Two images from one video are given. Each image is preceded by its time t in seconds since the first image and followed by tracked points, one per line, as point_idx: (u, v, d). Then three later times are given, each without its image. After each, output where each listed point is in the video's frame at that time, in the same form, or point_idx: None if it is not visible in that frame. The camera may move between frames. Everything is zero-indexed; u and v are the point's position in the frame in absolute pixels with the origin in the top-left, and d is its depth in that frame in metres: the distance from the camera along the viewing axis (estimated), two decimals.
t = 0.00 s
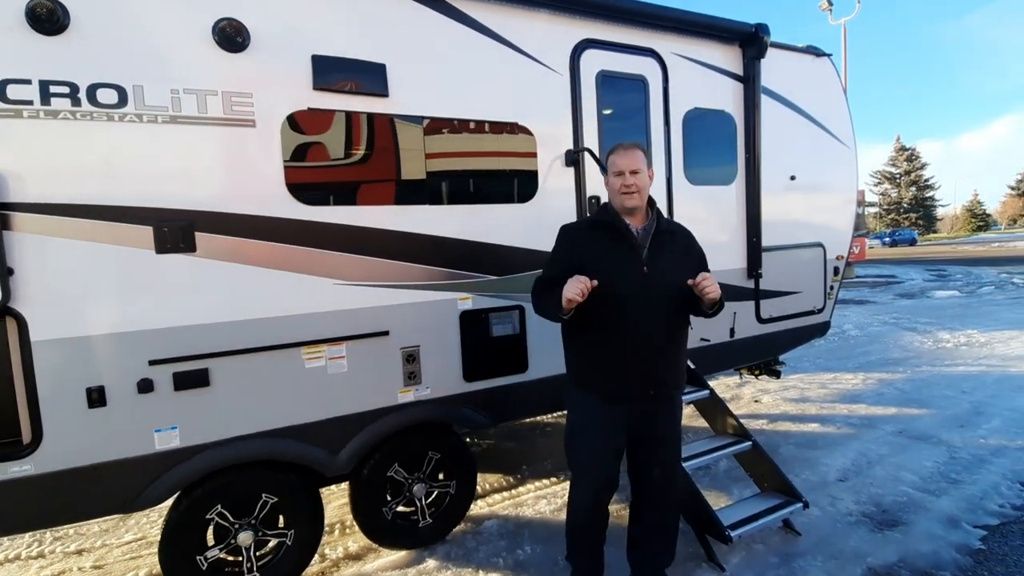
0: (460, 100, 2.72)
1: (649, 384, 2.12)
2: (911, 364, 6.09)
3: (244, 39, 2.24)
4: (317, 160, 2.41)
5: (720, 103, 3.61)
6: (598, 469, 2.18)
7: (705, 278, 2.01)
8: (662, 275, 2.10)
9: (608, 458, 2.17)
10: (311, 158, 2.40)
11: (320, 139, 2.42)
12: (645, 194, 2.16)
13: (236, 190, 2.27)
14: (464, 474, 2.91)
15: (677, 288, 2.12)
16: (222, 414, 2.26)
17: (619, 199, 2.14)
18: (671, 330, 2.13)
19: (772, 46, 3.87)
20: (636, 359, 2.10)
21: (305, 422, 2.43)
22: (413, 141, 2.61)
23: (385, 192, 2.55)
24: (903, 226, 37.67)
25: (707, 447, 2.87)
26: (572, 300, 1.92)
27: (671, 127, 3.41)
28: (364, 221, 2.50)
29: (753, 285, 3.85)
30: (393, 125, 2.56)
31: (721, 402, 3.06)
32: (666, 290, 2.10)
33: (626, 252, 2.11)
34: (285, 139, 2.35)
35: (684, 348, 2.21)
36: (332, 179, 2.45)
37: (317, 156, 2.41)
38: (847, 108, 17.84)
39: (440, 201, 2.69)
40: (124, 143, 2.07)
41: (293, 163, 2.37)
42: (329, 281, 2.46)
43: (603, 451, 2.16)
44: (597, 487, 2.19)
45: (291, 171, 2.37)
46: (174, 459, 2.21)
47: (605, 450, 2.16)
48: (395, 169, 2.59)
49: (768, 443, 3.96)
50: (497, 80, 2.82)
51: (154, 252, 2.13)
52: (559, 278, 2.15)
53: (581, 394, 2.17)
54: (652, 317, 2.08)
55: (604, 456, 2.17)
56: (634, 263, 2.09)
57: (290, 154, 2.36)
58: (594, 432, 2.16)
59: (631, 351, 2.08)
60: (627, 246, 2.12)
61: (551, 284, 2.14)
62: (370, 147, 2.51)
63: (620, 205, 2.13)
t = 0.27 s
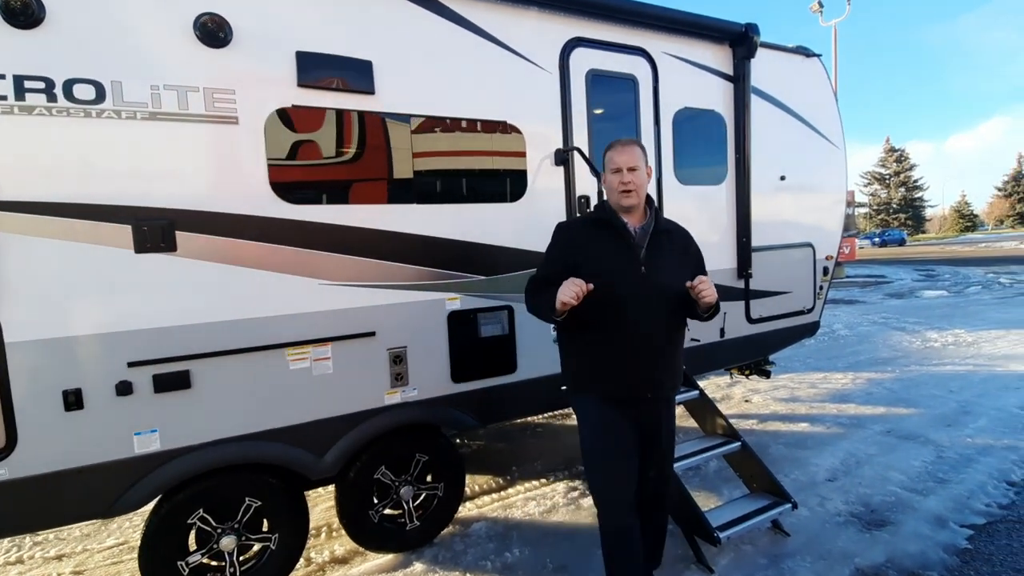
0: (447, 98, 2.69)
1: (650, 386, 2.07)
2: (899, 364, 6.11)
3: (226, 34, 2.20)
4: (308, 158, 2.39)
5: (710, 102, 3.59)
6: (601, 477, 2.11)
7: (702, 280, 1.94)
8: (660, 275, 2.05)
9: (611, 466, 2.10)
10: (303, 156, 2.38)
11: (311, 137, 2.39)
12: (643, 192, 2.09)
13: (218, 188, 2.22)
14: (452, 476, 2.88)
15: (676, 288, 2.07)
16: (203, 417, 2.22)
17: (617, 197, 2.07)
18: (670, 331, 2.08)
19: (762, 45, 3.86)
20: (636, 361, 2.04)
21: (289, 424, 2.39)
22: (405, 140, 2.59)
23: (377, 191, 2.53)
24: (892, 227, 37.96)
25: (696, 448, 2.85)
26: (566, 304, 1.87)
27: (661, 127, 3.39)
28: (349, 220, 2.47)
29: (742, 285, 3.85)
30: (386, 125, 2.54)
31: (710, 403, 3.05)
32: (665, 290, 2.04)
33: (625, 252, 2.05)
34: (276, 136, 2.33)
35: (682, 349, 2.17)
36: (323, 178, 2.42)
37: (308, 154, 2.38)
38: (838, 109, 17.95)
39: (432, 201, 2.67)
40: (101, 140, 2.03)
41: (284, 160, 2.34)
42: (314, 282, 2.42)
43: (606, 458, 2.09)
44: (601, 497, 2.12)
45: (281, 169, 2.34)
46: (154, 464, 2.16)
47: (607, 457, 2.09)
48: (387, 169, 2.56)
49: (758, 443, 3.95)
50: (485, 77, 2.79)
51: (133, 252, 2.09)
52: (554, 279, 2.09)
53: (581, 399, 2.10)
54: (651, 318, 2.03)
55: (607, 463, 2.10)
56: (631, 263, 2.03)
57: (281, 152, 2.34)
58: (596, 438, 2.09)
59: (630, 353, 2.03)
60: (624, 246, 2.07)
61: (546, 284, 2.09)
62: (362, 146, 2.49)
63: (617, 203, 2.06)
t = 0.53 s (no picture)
0: (429, 98, 2.67)
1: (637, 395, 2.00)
2: (886, 364, 6.15)
3: (203, 32, 2.18)
4: (301, 158, 2.40)
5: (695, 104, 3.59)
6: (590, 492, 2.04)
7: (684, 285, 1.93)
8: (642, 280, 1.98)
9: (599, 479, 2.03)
10: (295, 156, 2.38)
11: (304, 137, 2.40)
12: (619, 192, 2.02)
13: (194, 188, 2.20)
14: (434, 478, 2.86)
15: (658, 292, 2.00)
16: (178, 420, 2.19)
17: (592, 198, 1.99)
18: (654, 337, 2.01)
19: (748, 47, 3.87)
20: (620, 370, 1.97)
21: (266, 427, 2.37)
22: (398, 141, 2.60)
23: (369, 192, 2.54)
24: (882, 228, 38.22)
25: (679, 449, 2.85)
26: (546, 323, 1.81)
27: (646, 128, 3.38)
28: (328, 220, 2.45)
29: (728, 286, 3.85)
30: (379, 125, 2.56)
31: (694, 404, 3.05)
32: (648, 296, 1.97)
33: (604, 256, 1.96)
34: (268, 136, 2.33)
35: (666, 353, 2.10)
36: (314, 177, 2.42)
37: (300, 154, 2.39)
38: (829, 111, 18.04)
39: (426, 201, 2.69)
40: (74, 139, 2.00)
41: (276, 160, 2.35)
42: (293, 283, 2.41)
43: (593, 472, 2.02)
44: (590, 512, 2.04)
45: (273, 169, 2.35)
46: (127, 467, 2.13)
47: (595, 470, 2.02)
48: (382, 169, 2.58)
49: (743, 444, 3.96)
50: (468, 77, 2.77)
51: (106, 252, 2.06)
52: (531, 291, 1.98)
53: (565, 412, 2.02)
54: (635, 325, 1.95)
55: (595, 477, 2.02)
56: (611, 269, 1.95)
57: (273, 152, 2.34)
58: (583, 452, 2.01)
59: (615, 363, 1.95)
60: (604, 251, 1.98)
61: (524, 294, 1.97)
62: (355, 147, 2.50)
63: (593, 205, 1.98)
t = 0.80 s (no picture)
0: (405, 97, 2.69)
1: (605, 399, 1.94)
2: (870, 364, 6.19)
3: (175, 31, 2.18)
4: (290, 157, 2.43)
5: (676, 105, 3.62)
6: (563, 502, 1.97)
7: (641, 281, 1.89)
8: (599, 279, 1.92)
9: (571, 489, 1.97)
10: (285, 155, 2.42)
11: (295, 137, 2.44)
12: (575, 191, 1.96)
13: (166, 187, 2.20)
14: (411, 477, 2.86)
15: (618, 290, 1.94)
16: (150, 419, 2.20)
17: (547, 199, 1.93)
18: (617, 337, 1.95)
19: (728, 48, 3.89)
20: (586, 374, 1.91)
21: (239, 426, 2.37)
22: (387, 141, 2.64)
23: (359, 192, 2.58)
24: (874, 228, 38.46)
25: (655, 448, 2.87)
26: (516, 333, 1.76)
27: (626, 128, 3.40)
28: (303, 220, 2.46)
29: (709, 286, 3.87)
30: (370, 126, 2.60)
31: (671, 403, 3.07)
32: (606, 296, 1.91)
33: (560, 258, 1.91)
34: (259, 135, 2.37)
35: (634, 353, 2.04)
36: (305, 175, 2.46)
37: (291, 152, 2.43)
38: (820, 112, 18.13)
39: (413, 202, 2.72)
40: (44, 138, 2.00)
41: (266, 159, 2.39)
42: (267, 282, 2.41)
43: (566, 480, 1.96)
44: (564, 523, 1.98)
45: (264, 167, 2.39)
46: (98, 466, 2.13)
47: (566, 478, 1.96)
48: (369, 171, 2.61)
49: (724, 443, 3.98)
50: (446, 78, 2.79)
51: (76, 251, 2.07)
52: (489, 297, 1.96)
53: (532, 421, 1.96)
54: (595, 326, 1.90)
55: (567, 486, 1.96)
56: (567, 270, 1.90)
57: (264, 151, 2.38)
58: (552, 461, 1.96)
59: (577, 367, 1.89)
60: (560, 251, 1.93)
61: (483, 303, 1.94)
62: (345, 148, 2.54)
63: (548, 206, 1.93)
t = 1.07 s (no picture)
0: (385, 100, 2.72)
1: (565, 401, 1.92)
2: (858, 364, 6.23)
3: (153, 34, 2.22)
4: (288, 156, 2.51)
5: (658, 107, 3.65)
6: (528, 502, 1.99)
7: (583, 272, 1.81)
8: (553, 280, 1.90)
9: (535, 490, 1.98)
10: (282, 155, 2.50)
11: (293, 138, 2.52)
12: (535, 194, 1.95)
13: (144, 188, 2.24)
14: (392, 475, 2.89)
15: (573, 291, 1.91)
16: (127, 417, 2.22)
17: (507, 201, 1.92)
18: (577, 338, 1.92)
19: (712, 51, 3.93)
20: (545, 375, 1.90)
21: (218, 423, 2.40)
22: (382, 142, 2.72)
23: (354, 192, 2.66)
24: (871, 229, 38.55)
25: (633, 446, 2.90)
26: (497, 297, 1.73)
27: (608, 130, 3.43)
28: (281, 220, 2.49)
29: (692, 287, 3.90)
30: (367, 127, 2.68)
31: (650, 402, 3.10)
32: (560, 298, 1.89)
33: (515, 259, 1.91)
34: (257, 134, 2.44)
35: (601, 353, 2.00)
36: (304, 174, 2.54)
37: (289, 151, 2.51)
38: (816, 113, 18.19)
39: (407, 202, 2.80)
40: (22, 139, 2.03)
41: (264, 158, 2.46)
42: (246, 281, 2.44)
43: (530, 481, 1.97)
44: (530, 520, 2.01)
45: (261, 166, 2.46)
46: (76, 463, 2.16)
47: (530, 480, 1.97)
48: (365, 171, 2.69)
49: (707, 442, 4.02)
50: (425, 80, 2.83)
51: (54, 251, 2.10)
52: (454, 297, 1.95)
53: (495, 422, 1.99)
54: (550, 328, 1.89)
55: (531, 487, 1.97)
56: (520, 272, 1.90)
57: (261, 150, 2.46)
58: (516, 461, 1.97)
59: (533, 369, 1.89)
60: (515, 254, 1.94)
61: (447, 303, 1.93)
62: (343, 149, 2.62)
63: (507, 208, 1.92)
